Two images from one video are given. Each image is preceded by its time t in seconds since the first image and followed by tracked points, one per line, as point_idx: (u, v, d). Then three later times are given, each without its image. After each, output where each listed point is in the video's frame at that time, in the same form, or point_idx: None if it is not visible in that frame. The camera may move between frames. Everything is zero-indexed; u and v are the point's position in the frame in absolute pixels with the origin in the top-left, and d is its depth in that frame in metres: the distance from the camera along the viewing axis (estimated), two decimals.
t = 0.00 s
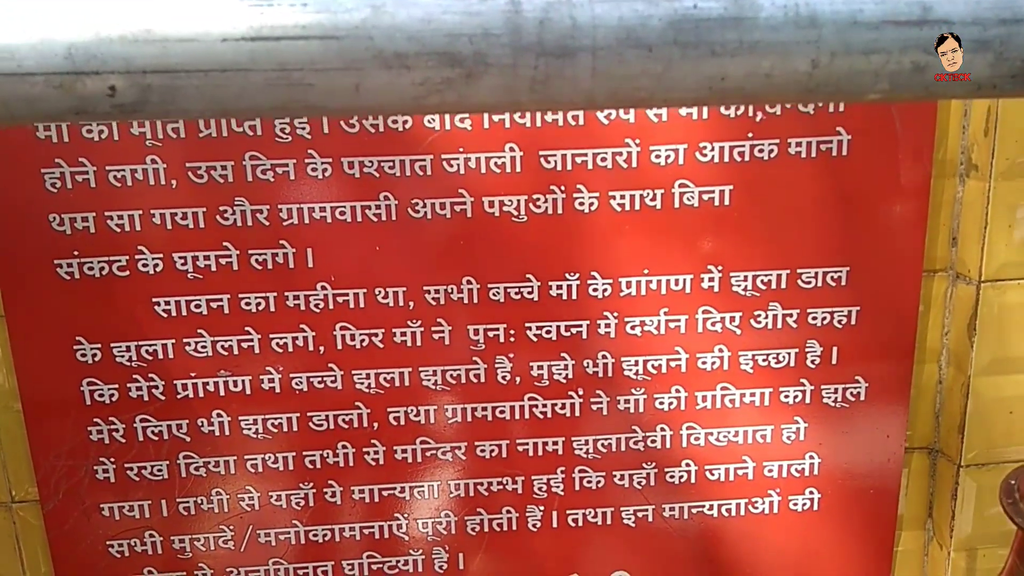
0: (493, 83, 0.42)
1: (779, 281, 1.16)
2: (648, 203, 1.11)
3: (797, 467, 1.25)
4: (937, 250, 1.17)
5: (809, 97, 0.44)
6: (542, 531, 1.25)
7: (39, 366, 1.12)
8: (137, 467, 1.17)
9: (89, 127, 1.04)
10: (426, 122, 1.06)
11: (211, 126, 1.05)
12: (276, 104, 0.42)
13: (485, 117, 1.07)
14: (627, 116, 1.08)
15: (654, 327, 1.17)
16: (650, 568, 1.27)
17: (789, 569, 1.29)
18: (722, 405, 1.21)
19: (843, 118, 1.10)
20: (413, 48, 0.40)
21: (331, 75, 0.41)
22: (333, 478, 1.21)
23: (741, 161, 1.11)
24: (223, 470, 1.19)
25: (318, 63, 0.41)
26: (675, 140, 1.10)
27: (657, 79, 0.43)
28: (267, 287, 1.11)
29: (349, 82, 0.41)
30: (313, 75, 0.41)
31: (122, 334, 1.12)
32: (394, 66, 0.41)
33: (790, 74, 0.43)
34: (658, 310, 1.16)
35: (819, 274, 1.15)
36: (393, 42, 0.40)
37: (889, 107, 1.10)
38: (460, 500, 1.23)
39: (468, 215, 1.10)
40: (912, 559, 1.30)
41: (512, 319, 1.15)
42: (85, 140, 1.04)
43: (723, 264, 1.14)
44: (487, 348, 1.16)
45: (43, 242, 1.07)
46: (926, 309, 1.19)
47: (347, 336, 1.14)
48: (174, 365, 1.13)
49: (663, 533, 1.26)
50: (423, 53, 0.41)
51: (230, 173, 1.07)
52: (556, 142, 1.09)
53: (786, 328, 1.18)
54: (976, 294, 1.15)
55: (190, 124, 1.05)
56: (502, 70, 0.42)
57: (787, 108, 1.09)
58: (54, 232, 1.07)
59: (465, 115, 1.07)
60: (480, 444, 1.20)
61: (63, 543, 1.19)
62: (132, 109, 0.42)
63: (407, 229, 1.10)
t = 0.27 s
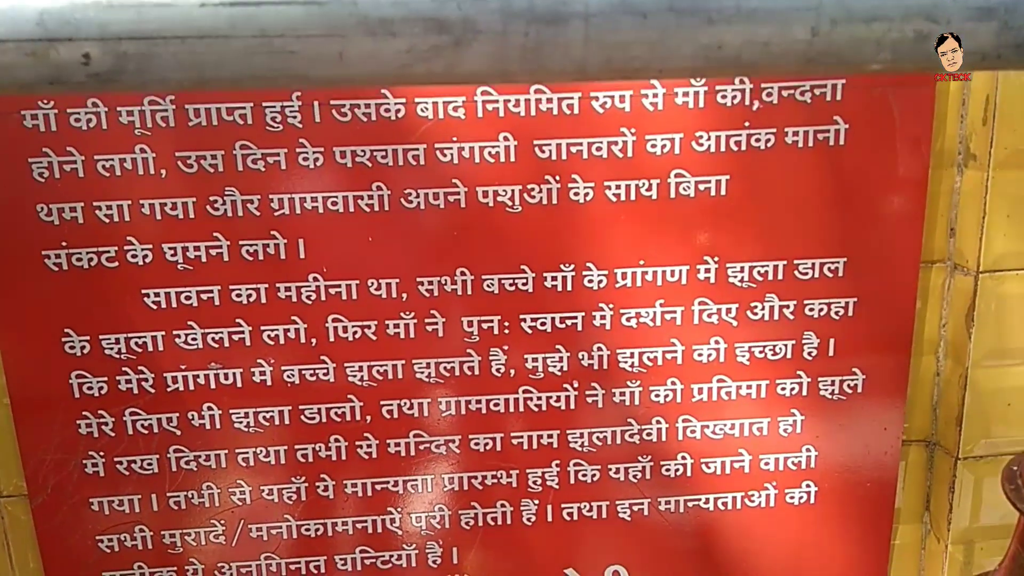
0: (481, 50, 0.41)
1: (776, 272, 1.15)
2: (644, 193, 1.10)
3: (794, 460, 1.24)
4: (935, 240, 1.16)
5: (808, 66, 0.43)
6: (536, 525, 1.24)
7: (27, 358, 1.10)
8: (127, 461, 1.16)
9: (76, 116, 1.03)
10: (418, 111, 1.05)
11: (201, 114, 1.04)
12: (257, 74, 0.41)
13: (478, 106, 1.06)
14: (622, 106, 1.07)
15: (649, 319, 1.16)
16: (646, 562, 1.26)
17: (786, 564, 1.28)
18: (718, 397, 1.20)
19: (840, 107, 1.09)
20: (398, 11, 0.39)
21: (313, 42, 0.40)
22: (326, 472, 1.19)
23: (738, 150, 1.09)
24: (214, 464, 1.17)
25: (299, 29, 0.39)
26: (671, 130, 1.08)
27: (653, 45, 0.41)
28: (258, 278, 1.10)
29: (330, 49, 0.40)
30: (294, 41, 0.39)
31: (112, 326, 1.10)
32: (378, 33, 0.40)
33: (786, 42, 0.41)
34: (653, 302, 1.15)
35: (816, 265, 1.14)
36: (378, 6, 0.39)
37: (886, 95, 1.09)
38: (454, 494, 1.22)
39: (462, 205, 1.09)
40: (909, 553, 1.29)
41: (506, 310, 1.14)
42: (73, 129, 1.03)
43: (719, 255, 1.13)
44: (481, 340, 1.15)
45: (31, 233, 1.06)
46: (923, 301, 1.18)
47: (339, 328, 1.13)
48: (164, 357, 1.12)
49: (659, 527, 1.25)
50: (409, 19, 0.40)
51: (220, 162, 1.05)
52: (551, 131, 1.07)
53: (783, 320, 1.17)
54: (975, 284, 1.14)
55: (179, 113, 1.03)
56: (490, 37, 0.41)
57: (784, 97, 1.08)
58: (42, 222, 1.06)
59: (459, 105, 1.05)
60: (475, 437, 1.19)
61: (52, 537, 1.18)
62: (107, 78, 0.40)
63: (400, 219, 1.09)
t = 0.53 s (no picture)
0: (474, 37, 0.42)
1: (766, 269, 1.15)
2: (634, 190, 1.10)
3: (784, 457, 1.24)
4: (923, 238, 1.17)
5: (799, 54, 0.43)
6: (528, 524, 1.24)
7: (15, 358, 1.10)
8: (116, 460, 1.15)
9: (64, 113, 1.02)
10: (409, 108, 1.05)
11: (190, 111, 1.03)
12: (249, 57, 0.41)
13: (469, 103, 1.06)
14: (613, 103, 1.07)
15: (640, 317, 1.16)
16: (637, 560, 1.26)
17: (777, 560, 1.28)
18: (709, 395, 1.20)
19: (829, 105, 1.09)
20: None
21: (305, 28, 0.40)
22: (316, 471, 1.19)
23: (728, 148, 1.10)
24: (204, 463, 1.17)
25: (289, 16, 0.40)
26: (661, 127, 1.09)
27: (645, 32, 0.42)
28: (248, 277, 1.10)
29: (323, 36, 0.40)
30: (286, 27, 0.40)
31: (101, 325, 1.10)
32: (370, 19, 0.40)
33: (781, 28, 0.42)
34: (644, 299, 1.15)
35: (805, 263, 1.15)
36: None
37: (875, 94, 1.10)
38: (445, 493, 1.21)
39: (452, 203, 1.09)
40: (898, 549, 1.30)
41: (497, 308, 1.14)
42: (61, 126, 1.02)
43: (709, 253, 1.14)
44: (472, 338, 1.15)
45: (19, 230, 1.05)
46: (912, 298, 1.19)
47: (330, 326, 1.13)
48: (153, 356, 1.12)
49: (650, 525, 1.25)
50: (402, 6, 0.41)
51: (209, 160, 1.05)
52: (542, 129, 1.07)
53: (773, 317, 1.17)
54: (963, 282, 1.14)
55: (169, 110, 1.03)
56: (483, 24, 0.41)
57: (773, 95, 1.09)
58: (30, 220, 1.05)
59: (450, 102, 1.05)
60: (466, 436, 1.19)
61: (40, 538, 1.17)
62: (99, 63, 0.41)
63: (391, 217, 1.08)
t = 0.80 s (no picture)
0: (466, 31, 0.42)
1: (756, 268, 1.15)
2: (626, 189, 1.11)
3: (776, 455, 1.24)
4: (913, 236, 1.17)
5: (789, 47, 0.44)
6: (521, 523, 1.24)
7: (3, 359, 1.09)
8: (106, 462, 1.15)
9: (53, 113, 1.01)
10: (400, 107, 1.05)
11: (180, 111, 1.03)
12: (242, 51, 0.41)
13: (460, 103, 1.06)
14: (604, 102, 1.07)
15: (632, 316, 1.16)
16: (630, 559, 1.26)
17: (769, 558, 1.28)
18: (701, 393, 1.21)
19: (819, 104, 1.10)
20: None
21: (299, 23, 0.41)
22: (308, 472, 1.18)
23: (718, 147, 1.10)
24: (195, 465, 1.16)
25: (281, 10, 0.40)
26: (652, 126, 1.09)
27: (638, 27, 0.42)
28: (238, 277, 1.09)
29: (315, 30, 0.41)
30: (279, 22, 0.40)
31: (90, 326, 1.09)
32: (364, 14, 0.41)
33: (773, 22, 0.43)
34: (636, 298, 1.15)
35: (796, 261, 1.15)
36: None
37: (864, 93, 1.10)
38: (437, 493, 1.21)
39: (444, 202, 1.09)
40: (889, 546, 1.31)
41: (489, 308, 1.14)
42: (49, 126, 1.02)
43: (700, 252, 1.14)
44: (464, 338, 1.15)
45: (7, 232, 1.05)
46: (901, 296, 1.19)
47: (321, 326, 1.12)
48: (143, 357, 1.11)
49: (642, 523, 1.25)
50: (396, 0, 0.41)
51: (199, 160, 1.04)
52: (533, 128, 1.07)
53: (764, 316, 1.18)
54: (952, 279, 1.15)
55: (158, 110, 1.02)
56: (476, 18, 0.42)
57: (764, 94, 1.09)
58: (18, 220, 1.04)
59: (441, 101, 1.05)
60: (458, 435, 1.19)
61: (30, 540, 1.16)
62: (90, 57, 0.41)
63: (382, 217, 1.08)
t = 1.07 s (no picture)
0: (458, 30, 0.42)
1: (752, 268, 1.15)
2: (621, 190, 1.11)
3: (771, 455, 1.25)
4: (907, 236, 1.17)
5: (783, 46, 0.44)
6: (517, 525, 1.24)
7: None
8: (101, 464, 1.14)
9: (47, 114, 1.01)
10: (395, 108, 1.05)
11: (174, 112, 1.03)
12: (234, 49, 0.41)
13: (455, 103, 1.05)
14: (599, 103, 1.07)
15: (628, 317, 1.16)
16: (626, 560, 1.26)
17: (765, 558, 1.28)
18: (696, 394, 1.21)
19: (813, 105, 1.10)
20: None
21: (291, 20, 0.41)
22: (304, 473, 1.18)
23: (713, 147, 1.10)
24: (190, 466, 1.16)
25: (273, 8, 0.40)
26: (647, 127, 1.09)
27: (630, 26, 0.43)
28: (233, 278, 1.09)
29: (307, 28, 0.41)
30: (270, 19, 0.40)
31: (84, 327, 1.09)
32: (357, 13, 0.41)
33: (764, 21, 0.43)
34: (631, 299, 1.15)
35: (791, 262, 1.15)
36: None
37: (858, 93, 1.10)
38: (433, 494, 1.21)
39: (439, 203, 1.09)
40: (885, 546, 1.31)
41: (485, 309, 1.14)
42: (43, 127, 1.01)
43: (696, 252, 1.14)
44: (460, 339, 1.15)
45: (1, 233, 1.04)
46: (896, 296, 1.20)
47: (316, 327, 1.12)
48: (138, 359, 1.11)
49: (638, 524, 1.25)
50: None
51: (194, 161, 1.04)
52: (528, 129, 1.07)
53: (759, 316, 1.18)
54: (947, 279, 1.16)
55: (152, 111, 1.02)
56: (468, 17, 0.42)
57: (758, 95, 1.09)
58: (11, 222, 1.04)
59: (436, 102, 1.05)
60: (454, 436, 1.19)
61: (25, 542, 1.16)
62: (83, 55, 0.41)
63: (377, 218, 1.08)
